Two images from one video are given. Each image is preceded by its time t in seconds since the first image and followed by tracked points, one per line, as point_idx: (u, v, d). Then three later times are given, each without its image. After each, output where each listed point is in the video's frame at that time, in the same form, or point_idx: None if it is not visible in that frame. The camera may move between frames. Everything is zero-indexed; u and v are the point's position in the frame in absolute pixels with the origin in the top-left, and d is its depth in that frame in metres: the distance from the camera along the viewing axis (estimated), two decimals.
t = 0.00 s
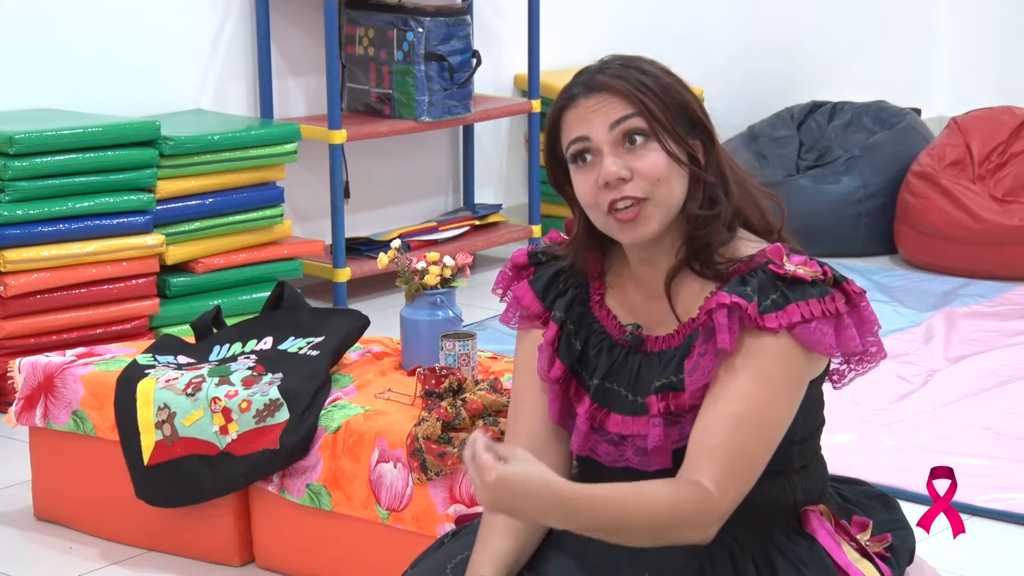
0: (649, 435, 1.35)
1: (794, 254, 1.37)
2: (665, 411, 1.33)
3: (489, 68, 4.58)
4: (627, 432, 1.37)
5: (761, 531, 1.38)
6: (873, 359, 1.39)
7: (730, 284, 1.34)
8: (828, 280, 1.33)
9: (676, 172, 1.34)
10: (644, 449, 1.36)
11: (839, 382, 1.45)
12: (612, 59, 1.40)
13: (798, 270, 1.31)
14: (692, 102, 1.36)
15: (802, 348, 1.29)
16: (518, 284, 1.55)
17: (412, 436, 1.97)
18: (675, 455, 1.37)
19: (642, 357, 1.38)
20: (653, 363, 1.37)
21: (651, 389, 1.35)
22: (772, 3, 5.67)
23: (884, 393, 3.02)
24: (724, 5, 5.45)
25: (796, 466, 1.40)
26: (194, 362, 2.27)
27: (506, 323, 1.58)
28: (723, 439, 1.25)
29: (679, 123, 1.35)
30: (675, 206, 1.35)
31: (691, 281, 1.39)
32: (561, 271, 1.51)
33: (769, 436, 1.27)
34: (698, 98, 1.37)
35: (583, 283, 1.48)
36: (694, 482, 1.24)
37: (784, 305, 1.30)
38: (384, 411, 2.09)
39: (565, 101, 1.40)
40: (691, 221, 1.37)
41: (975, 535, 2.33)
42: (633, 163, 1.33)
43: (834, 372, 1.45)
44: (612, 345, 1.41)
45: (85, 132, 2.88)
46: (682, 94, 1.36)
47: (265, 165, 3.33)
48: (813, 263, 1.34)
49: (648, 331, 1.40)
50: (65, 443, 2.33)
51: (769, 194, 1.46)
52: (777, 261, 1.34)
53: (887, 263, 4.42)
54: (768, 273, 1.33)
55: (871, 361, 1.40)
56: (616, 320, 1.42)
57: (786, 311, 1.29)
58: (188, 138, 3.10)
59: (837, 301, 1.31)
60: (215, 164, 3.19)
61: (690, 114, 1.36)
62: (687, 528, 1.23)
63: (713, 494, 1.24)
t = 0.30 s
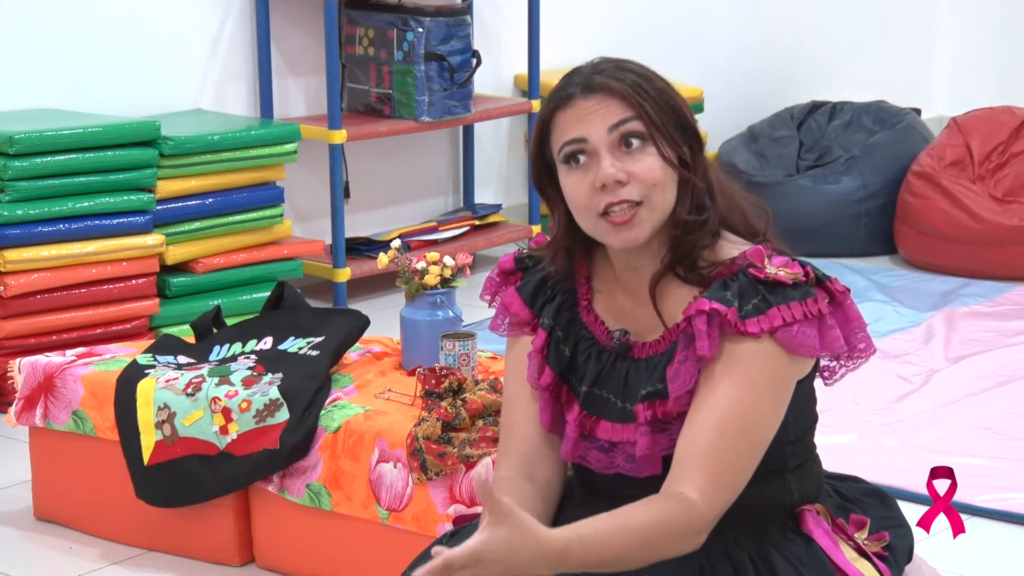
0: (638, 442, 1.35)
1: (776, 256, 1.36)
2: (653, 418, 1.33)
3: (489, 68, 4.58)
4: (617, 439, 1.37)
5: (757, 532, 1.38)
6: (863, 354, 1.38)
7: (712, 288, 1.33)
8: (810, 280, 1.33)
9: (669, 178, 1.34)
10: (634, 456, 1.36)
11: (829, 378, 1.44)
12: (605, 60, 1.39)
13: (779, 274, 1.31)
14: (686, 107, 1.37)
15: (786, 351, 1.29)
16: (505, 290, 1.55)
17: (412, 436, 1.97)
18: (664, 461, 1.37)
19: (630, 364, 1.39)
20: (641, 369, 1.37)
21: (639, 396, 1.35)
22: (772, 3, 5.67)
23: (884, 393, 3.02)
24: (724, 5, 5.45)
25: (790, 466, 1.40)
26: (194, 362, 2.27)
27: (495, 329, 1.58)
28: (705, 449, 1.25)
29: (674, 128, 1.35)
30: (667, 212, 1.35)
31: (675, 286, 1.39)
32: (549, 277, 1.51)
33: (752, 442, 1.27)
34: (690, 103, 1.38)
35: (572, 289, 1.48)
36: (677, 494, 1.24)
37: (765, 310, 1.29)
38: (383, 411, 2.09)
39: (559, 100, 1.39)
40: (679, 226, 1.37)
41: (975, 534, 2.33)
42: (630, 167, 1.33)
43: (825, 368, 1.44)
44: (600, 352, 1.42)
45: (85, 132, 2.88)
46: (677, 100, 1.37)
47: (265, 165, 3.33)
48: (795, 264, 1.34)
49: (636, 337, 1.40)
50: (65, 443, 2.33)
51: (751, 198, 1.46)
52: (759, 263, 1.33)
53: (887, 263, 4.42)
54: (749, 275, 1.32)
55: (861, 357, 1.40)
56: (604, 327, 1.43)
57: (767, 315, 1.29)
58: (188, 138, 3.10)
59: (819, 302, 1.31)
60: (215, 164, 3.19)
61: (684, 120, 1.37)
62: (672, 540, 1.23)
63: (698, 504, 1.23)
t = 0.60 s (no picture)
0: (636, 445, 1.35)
1: (773, 258, 1.36)
2: (652, 422, 1.34)
3: (489, 68, 4.58)
4: (614, 442, 1.37)
5: (756, 532, 1.38)
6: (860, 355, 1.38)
7: (708, 292, 1.33)
8: (806, 283, 1.33)
9: (665, 186, 1.34)
10: (631, 458, 1.36)
11: (828, 378, 1.44)
12: (601, 66, 1.38)
13: (775, 278, 1.31)
14: (682, 114, 1.36)
15: (782, 356, 1.29)
16: (502, 291, 1.55)
17: (412, 436, 1.97)
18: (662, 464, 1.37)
19: (627, 367, 1.39)
20: (638, 373, 1.37)
21: (636, 400, 1.35)
22: (772, 2, 5.67)
23: (884, 393, 3.02)
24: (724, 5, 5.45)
25: (790, 466, 1.40)
26: (194, 362, 2.27)
27: (493, 331, 1.58)
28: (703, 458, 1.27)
29: (670, 136, 1.35)
30: (662, 219, 1.35)
31: (671, 291, 1.39)
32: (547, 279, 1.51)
33: (748, 447, 1.28)
34: (686, 110, 1.37)
35: (569, 291, 1.48)
36: (672, 505, 1.26)
37: (762, 315, 1.29)
38: (383, 411, 2.09)
39: (554, 106, 1.38)
40: (675, 233, 1.37)
41: (975, 534, 2.33)
42: (626, 176, 1.33)
43: (824, 368, 1.44)
44: (597, 354, 1.42)
45: (85, 132, 2.88)
46: (673, 107, 1.36)
47: (265, 165, 3.33)
48: (791, 266, 1.33)
49: (634, 339, 1.40)
50: (65, 443, 2.33)
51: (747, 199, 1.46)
52: (755, 267, 1.33)
53: (887, 263, 4.42)
54: (745, 279, 1.32)
55: (859, 357, 1.40)
56: (601, 329, 1.43)
57: (764, 320, 1.29)
58: (188, 138, 3.10)
59: (816, 305, 1.31)
60: (215, 164, 3.19)
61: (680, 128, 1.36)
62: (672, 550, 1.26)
63: (695, 513, 1.25)
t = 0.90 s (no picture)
0: (640, 443, 1.35)
1: (781, 258, 1.36)
2: (656, 420, 1.33)
3: (489, 68, 4.58)
4: (617, 440, 1.37)
5: (759, 533, 1.38)
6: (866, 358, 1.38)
7: (717, 290, 1.33)
8: (814, 283, 1.33)
9: (673, 180, 1.35)
10: (634, 456, 1.36)
11: (832, 379, 1.44)
12: (626, 56, 1.40)
13: (783, 277, 1.31)
14: (701, 112, 1.37)
15: (791, 356, 1.29)
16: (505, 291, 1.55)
17: (412, 436, 1.97)
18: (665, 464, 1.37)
19: (629, 366, 1.39)
20: (641, 371, 1.37)
21: (641, 399, 1.35)
22: (772, 2, 5.68)
23: (884, 393, 3.02)
24: (724, 5, 5.45)
25: (793, 466, 1.40)
26: (194, 362, 2.27)
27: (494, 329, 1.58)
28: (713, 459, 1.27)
29: (684, 131, 1.35)
30: (667, 213, 1.36)
31: (676, 289, 1.39)
32: (549, 278, 1.51)
33: (758, 448, 1.28)
34: (706, 110, 1.38)
35: (571, 290, 1.48)
36: (684, 507, 1.26)
37: (771, 314, 1.29)
38: (383, 411, 2.09)
39: (575, 88, 1.40)
40: (682, 230, 1.37)
41: (975, 534, 2.33)
42: (634, 164, 1.34)
43: (827, 370, 1.44)
44: (598, 352, 1.41)
45: (85, 132, 2.88)
46: (692, 103, 1.36)
47: (265, 165, 3.33)
48: (799, 265, 1.34)
49: (635, 338, 1.40)
50: (65, 443, 2.33)
51: (760, 207, 1.46)
52: (763, 266, 1.33)
53: (887, 263, 4.42)
54: (754, 279, 1.32)
55: (863, 360, 1.40)
56: (603, 328, 1.42)
57: (773, 319, 1.29)
58: (189, 138, 3.10)
59: (824, 305, 1.30)
60: (215, 164, 3.19)
61: (697, 125, 1.36)
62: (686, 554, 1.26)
63: (708, 516, 1.26)
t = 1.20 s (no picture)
0: (648, 440, 1.35)
1: (793, 258, 1.37)
2: (666, 416, 1.33)
3: (489, 68, 4.58)
4: (624, 437, 1.37)
5: (761, 533, 1.38)
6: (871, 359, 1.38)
7: (729, 287, 1.34)
8: (827, 282, 1.33)
9: (686, 172, 1.35)
10: (642, 453, 1.37)
11: (837, 381, 1.45)
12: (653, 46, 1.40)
13: (797, 274, 1.32)
14: (722, 109, 1.36)
15: (805, 353, 1.29)
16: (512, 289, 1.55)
17: (412, 436, 1.97)
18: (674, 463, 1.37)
19: (638, 362, 1.38)
20: (649, 368, 1.37)
21: (650, 395, 1.35)
22: (772, 2, 5.68)
23: (884, 393, 3.02)
24: (723, 5, 5.45)
25: (796, 466, 1.40)
26: (194, 362, 2.27)
27: (501, 328, 1.59)
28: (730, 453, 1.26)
29: (702, 125, 1.35)
30: (678, 205, 1.36)
31: (685, 286, 1.39)
32: (556, 276, 1.51)
33: (778, 445, 1.28)
34: (728, 107, 1.37)
35: (578, 288, 1.48)
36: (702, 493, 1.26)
37: (784, 311, 1.30)
38: (384, 411, 2.09)
39: (596, 75, 1.40)
40: (693, 225, 1.37)
41: (975, 534, 2.33)
42: (646, 153, 1.34)
43: (832, 372, 1.45)
44: (606, 351, 1.41)
45: (85, 132, 2.88)
46: (713, 99, 1.36)
47: (265, 165, 3.33)
48: (811, 265, 1.34)
49: (642, 335, 1.40)
50: (65, 443, 2.33)
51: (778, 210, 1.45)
52: (776, 264, 1.34)
53: (887, 263, 4.42)
54: (767, 276, 1.33)
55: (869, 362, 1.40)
56: (610, 327, 1.42)
57: (787, 315, 1.29)
58: (188, 138, 3.10)
59: (837, 302, 1.31)
60: (215, 164, 3.19)
61: (717, 121, 1.36)
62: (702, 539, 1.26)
63: (724, 508, 1.25)
